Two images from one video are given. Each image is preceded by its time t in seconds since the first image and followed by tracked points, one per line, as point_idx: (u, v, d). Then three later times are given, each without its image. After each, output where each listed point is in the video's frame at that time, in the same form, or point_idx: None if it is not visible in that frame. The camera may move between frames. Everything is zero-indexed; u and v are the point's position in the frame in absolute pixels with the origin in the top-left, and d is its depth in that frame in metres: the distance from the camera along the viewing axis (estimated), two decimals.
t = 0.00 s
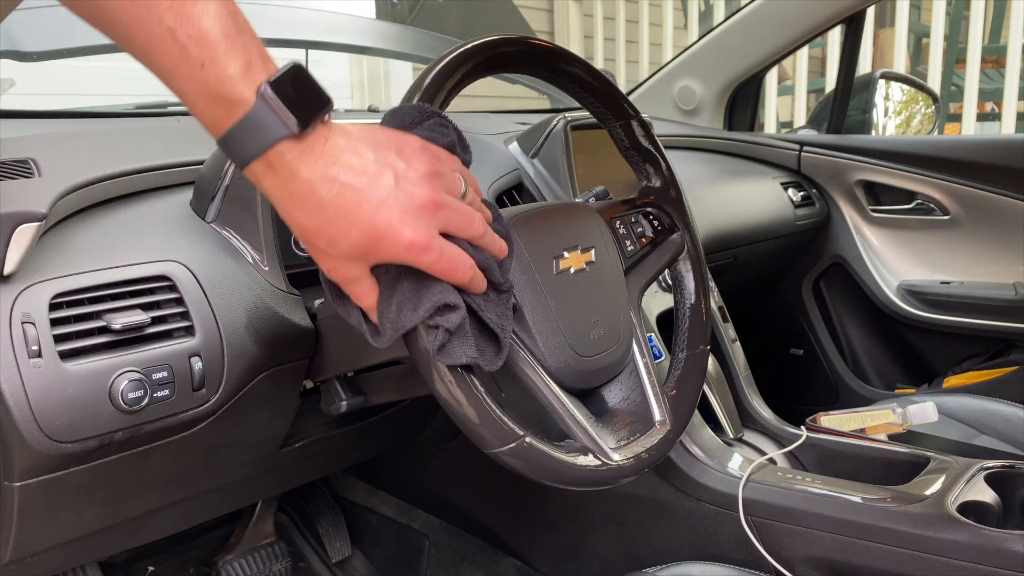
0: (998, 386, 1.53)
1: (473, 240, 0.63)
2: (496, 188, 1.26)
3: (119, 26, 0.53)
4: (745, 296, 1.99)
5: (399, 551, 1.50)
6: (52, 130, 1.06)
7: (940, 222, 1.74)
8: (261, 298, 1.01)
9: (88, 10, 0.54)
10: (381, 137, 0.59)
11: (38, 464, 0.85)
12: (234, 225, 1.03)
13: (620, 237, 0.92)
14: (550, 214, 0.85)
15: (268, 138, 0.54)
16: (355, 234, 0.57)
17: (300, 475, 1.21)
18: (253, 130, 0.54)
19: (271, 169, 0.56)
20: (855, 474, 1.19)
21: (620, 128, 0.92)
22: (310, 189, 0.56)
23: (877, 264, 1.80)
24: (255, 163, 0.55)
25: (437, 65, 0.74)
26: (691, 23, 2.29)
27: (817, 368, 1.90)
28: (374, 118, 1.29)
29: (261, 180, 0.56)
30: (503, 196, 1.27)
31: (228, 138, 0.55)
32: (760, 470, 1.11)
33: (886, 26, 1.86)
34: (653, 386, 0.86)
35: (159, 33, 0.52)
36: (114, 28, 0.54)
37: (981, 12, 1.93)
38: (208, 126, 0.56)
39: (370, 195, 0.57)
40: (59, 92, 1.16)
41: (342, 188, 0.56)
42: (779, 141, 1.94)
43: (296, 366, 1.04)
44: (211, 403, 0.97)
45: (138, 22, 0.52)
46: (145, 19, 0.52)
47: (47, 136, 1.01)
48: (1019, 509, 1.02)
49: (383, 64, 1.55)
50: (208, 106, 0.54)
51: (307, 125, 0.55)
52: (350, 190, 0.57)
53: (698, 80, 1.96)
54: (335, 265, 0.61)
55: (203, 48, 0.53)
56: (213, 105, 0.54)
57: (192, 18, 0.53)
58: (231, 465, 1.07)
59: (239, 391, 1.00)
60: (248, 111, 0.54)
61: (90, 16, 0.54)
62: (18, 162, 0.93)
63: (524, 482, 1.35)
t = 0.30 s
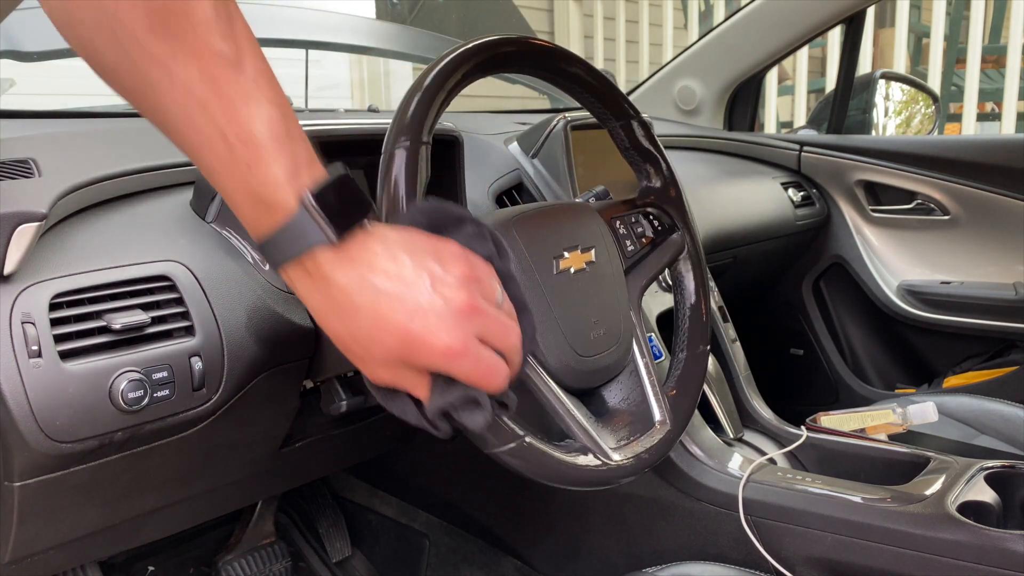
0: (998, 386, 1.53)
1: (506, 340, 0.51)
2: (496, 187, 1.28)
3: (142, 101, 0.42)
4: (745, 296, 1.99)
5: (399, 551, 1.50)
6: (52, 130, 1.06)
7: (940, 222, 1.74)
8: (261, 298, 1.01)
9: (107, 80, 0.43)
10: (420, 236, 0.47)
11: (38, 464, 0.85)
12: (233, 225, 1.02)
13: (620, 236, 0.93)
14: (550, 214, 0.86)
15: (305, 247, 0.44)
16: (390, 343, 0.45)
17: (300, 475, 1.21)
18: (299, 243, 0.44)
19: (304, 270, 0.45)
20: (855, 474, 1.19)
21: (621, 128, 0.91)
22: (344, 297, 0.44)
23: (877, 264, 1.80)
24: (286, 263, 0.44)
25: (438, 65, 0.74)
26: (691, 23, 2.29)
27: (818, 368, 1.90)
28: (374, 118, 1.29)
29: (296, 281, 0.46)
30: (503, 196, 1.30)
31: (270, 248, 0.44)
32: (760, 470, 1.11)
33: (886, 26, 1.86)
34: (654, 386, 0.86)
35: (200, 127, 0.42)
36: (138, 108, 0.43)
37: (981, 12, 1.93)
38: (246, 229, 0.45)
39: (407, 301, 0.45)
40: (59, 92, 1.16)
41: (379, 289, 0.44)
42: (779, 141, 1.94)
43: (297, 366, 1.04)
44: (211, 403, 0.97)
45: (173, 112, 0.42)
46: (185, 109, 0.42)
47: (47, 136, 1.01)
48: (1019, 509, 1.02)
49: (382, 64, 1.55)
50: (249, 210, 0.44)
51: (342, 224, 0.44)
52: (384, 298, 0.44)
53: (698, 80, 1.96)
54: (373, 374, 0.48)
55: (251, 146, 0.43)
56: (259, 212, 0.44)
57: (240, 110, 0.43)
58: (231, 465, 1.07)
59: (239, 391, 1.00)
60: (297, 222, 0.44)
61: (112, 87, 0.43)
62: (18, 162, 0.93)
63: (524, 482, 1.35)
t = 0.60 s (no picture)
0: (998, 386, 1.53)
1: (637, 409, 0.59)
2: (497, 187, 1.28)
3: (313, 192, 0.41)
4: (745, 297, 1.99)
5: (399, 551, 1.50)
6: (52, 129, 1.06)
7: (940, 222, 1.74)
8: (261, 298, 1.01)
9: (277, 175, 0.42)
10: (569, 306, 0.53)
11: (38, 464, 0.85)
12: (234, 225, 1.03)
13: (622, 242, 0.92)
14: (551, 214, 0.85)
15: (471, 319, 0.48)
16: (547, 403, 0.51)
17: (300, 475, 1.21)
18: (468, 316, 0.48)
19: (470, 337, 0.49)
20: (855, 474, 1.19)
21: (626, 134, 0.92)
22: (501, 359, 0.50)
23: (877, 264, 1.80)
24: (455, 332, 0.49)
25: (438, 64, 0.74)
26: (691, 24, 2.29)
27: (818, 368, 1.90)
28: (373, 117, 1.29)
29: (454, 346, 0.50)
30: (503, 196, 1.29)
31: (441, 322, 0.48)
32: (760, 470, 1.11)
33: (886, 26, 1.86)
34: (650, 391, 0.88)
35: (378, 225, 0.43)
36: (306, 200, 0.42)
37: (981, 12, 1.93)
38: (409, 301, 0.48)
39: (567, 368, 0.51)
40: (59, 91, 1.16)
41: (544, 357, 0.50)
42: (779, 141, 1.94)
43: (296, 366, 1.04)
44: (211, 403, 0.97)
45: (351, 212, 0.42)
46: (370, 209, 0.42)
47: (47, 136, 1.01)
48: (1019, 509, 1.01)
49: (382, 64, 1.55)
50: (420, 290, 0.46)
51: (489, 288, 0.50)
52: (543, 372, 0.50)
53: (698, 80, 1.96)
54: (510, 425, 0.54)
55: (427, 237, 0.44)
56: (429, 293, 0.46)
57: (419, 201, 0.43)
58: (232, 465, 1.07)
59: (239, 391, 1.00)
60: (465, 296, 0.47)
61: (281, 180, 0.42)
62: (18, 162, 0.93)
63: (524, 482, 1.35)
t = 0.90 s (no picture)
0: (997, 386, 1.53)
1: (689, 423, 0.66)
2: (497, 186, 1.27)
3: (430, 270, 0.49)
4: (745, 296, 1.99)
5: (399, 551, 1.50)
6: (52, 130, 1.06)
7: (940, 222, 1.74)
8: (261, 298, 1.01)
9: (393, 268, 0.49)
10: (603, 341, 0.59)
11: (38, 464, 0.85)
12: (234, 225, 1.03)
13: (623, 249, 0.92)
14: (552, 214, 0.85)
15: (557, 364, 0.55)
16: (625, 434, 0.59)
17: (301, 475, 1.21)
18: (570, 364, 0.55)
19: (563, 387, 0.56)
20: (855, 474, 1.19)
21: (633, 144, 0.93)
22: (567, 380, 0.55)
23: (877, 264, 1.80)
24: (554, 389, 0.55)
25: (438, 65, 0.73)
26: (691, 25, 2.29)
27: (818, 368, 1.90)
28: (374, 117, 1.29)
29: (550, 401, 0.56)
30: (503, 196, 1.28)
31: (542, 376, 0.55)
32: (760, 470, 1.11)
33: (886, 26, 1.86)
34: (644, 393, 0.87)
35: (491, 293, 0.51)
36: (426, 278, 0.50)
37: (981, 13, 1.94)
38: (507, 358, 0.55)
39: (626, 399, 0.58)
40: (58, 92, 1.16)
41: (613, 396, 0.57)
42: (778, 141, 1.94)
43: (296, 367, 1.04)
44: (211, 403, 0.97)
45: (470, 284, 0.50)
46: (483, 280, 0.50)
47: (47, 136, 1.01)
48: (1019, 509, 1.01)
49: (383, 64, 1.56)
50: (520, 344, 0.54)
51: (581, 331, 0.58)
52: (589, 384, 0.56)
53: (698, 80, 1.96)
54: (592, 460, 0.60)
55: (527, 301, 0.53)
56: (528, 347, 0.54)
57: (514, 271, 0.52)
58: (232, 465, 1.07)
59: (239, 391, 0.99)
60: (558, 346, 0.55)
61: (394, 271, 0.50)
62: (18, 162, 0.93)
63: (524, 482, 1.35)
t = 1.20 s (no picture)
0: (998, 386, 1.53)
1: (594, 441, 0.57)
2: (497, 186, 1.28)
3: (279, 130, 0.45)
4: (745, 297, 1.99)
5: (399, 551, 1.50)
6: (52, 130, 1.06)
7: (940, 222, 1.74)
8: (261, 298, 1.01)
9: (236, 121, 0.46)
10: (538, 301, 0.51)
11: (38, 464, 0.85)
12: (234, 225, 1.03)
13: (624, 248, 0.93)
14: (552, 214, 0.85)
15: (452, 267, 0.48)
16: (513, 391, 0.49)
17: (301, 475, 1.21)
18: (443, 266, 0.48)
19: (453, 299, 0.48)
20: (855, 474, 1.19)
21: (633, 144, 0.93)
22: (463, 298, 0.48)
23: (877, 264, 1.80)
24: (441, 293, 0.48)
25: (438, 64, 0.74)
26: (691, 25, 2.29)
27: (818, 368, 1.90)
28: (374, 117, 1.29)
29: (437, 308, 0.49)
30: (503, 196, 1.29)
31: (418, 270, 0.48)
32: (760, 470, 1.11)
33: (885, 26, 1.86)
34: (642, 396, 0.88)
35: (342, 159, 0.46)
36: (277, 144, 0.46)
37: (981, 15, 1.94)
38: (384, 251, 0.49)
39: (522, 356, 0.48)
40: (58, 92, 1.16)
41: (510, 338, 0.48)
42: (778, 142, 1.94)
43: (297, 366, 1.04)
44: (211, 403, 0.97)
45: (325, 149, 0.45)
46: (334, 141, 0.46)
47: (48, 136, 1.01)
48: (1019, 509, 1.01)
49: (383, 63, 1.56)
50: (392, 233, 0.48)
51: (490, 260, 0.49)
52: (480, 318, 0.48)
53: (698, 80, 1.96)
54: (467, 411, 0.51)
55: (391, 175, 0.47)
56: (398, 235, 0.48)
57: (376, 142, 0.47)
58: (232, 465, 1.07)
59: (239, 391, 0.99)
60: (439, 242, 0.48)
61: (239, 131, 0.46)
62: (18, 162, 0.93)
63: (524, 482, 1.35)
